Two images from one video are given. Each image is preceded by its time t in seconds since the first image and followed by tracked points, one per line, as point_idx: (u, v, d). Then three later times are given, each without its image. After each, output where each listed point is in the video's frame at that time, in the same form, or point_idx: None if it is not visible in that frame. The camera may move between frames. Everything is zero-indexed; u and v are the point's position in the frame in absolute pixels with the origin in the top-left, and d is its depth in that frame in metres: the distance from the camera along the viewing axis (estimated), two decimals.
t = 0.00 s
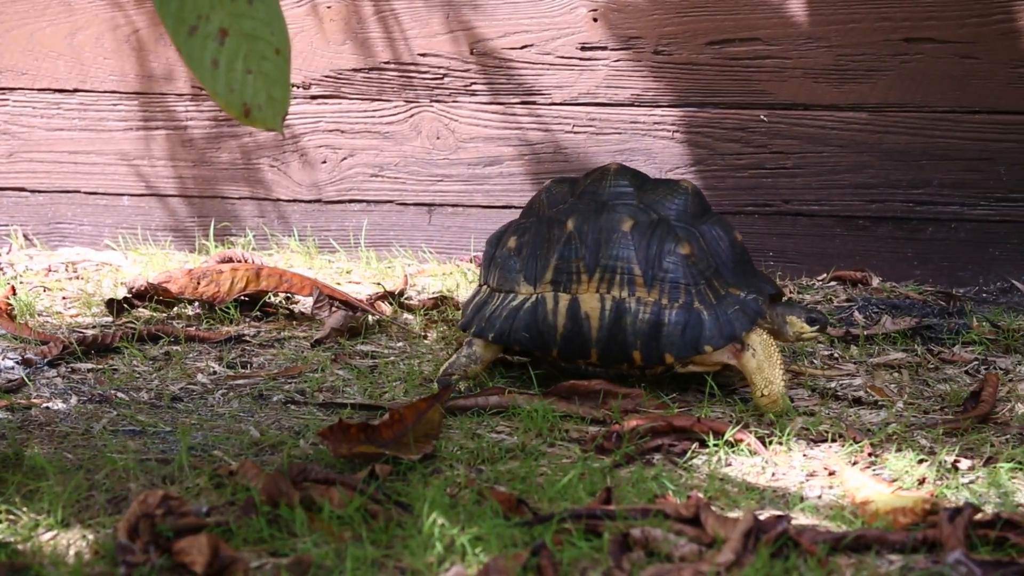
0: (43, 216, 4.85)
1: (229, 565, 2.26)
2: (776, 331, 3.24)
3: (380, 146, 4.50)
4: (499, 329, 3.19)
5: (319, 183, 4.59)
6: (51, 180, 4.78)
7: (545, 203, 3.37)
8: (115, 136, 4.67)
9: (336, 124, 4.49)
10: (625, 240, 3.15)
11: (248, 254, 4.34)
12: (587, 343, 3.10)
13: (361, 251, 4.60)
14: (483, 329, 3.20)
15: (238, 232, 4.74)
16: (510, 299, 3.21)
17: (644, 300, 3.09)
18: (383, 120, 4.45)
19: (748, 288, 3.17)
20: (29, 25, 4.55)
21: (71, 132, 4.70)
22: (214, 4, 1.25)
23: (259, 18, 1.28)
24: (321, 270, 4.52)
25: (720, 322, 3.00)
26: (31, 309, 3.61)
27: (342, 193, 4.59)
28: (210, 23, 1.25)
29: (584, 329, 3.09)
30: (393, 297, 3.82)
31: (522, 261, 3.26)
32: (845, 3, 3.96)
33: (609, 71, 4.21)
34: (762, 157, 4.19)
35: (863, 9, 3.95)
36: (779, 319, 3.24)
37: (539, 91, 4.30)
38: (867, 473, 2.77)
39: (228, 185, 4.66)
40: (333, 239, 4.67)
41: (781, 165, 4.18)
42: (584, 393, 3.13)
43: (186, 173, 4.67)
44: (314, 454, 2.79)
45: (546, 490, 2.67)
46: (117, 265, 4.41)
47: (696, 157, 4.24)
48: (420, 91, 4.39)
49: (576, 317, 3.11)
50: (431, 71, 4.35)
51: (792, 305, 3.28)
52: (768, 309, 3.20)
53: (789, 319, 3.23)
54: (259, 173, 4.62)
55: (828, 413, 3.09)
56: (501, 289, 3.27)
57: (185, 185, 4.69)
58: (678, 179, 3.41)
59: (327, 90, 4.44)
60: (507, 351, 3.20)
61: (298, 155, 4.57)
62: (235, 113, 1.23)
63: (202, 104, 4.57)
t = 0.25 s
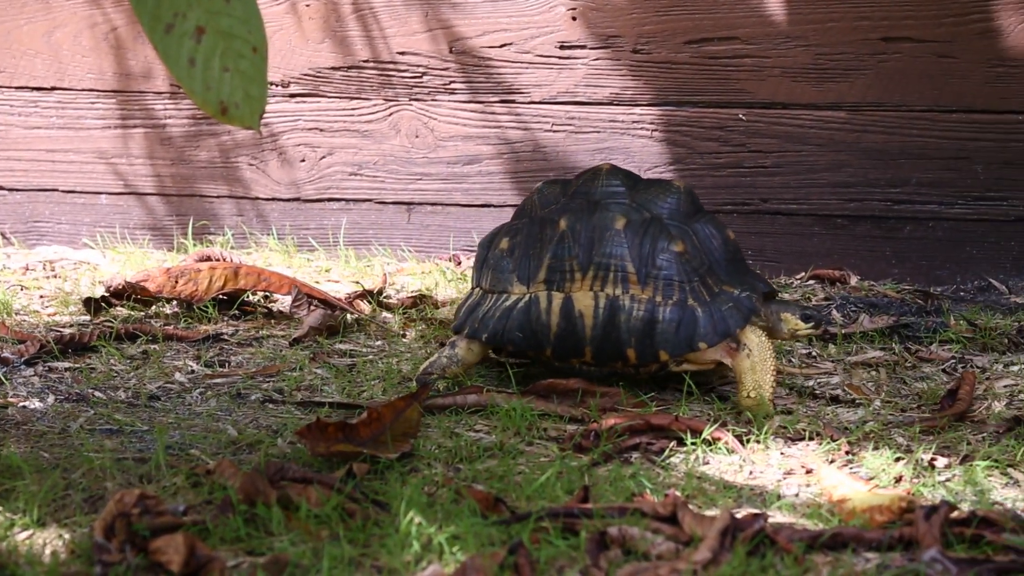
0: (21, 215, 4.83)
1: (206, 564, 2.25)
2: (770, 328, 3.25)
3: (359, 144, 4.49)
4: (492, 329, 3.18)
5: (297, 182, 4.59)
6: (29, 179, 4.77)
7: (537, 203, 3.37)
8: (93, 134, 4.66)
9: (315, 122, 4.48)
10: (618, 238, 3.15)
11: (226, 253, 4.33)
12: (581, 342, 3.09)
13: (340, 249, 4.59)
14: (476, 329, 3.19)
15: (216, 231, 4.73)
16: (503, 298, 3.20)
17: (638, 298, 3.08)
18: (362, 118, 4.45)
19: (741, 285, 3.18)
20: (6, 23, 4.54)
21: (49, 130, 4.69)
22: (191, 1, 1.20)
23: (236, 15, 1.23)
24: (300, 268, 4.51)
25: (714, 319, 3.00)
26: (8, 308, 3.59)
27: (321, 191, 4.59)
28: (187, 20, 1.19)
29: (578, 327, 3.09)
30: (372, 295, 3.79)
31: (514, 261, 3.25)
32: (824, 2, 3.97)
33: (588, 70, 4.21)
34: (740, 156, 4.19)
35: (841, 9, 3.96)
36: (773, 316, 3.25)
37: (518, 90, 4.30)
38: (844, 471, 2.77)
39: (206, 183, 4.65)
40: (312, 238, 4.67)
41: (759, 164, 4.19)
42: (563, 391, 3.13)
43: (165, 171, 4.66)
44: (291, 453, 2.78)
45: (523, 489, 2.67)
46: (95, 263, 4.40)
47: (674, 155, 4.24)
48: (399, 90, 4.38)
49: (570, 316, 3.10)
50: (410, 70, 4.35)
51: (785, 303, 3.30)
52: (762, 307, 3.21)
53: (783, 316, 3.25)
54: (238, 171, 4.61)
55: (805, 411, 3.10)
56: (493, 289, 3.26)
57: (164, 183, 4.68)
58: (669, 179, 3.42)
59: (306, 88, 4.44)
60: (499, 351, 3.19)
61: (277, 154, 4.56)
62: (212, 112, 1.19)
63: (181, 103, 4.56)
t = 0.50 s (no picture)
0: None
1: (184, 563, 2.24)
2: (764, 327, 3.29)
3: (339, 143, 4.48)
4: (485, 328, 3.16)
5: (278, 180, 4.58)
6: (8, 176, 4.75)
7: (530, 203, 3.38)
8: (73, 132, 4.65)
9: (295, 120, 4.48)
10: (612, 236, 3.15)
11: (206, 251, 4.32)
12: (575, 340, 3.08)
13: (320, 248, 4.58)
14: (469, 328, 3.17)
15: (197, 229, 4.71)
16: (496, 298, 3.19)
17: (632, 296, 3.08)
18: (343, 117, 4.44)
19: (734, 283, 3.19)
20: None
21: (28, 128, 4.67)
22: None
23: (215, 14, 1.23)
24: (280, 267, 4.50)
25: (708, 316, 3.00)
26: None
27: (301, 190, 4.58)
28: (167, 18, 1.20)
29: (572, 325, 3.07)
30: (352, 294, 3.77)
31: (508, 260, 3.24)
32: (803, 2, 3.98)
33: (569, 68, 4.21)
34: (721, 155, 4.20)
35: (821, 8, 3.97)
36: (767, 315, 3.29)
37: (499, 89, 4.30)
38: (822, 469, 2.77)
39: (186, 181, 4.64)
40: (292, 236, 4.65)
41: (740, 163, 4.19)
42: (543, 390, 3.13)
43: (145, 169, 4.65)
44: (271, 451, 2.78)
45: (503, 488, 2.67)
46: (74, 262, 4.39)
47: (655, 154, 4.24)
48: (379, 88, 4.38)
49: (564, 314, 3.09)
50: (391, 68, 4.35)
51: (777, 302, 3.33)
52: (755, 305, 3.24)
53: (777, 315, 3.30)
54: (218, 170, 4.60)
55: (785, 410, 3.11)
56: (487, 288, 3.24)
57: (144, 181, 4.67)
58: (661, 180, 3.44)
59: (287, 87, 4.43)
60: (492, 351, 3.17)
61: (257, 152, 4.56)
62: (191, 109, 1.19)
63: (161, 101, 4.55)
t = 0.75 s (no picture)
0: None
1: (161, 562, 2.25)
2: (752, 325, 3.23)
3: (318, 142, 4.48)
4: (473, 328, 3.17)
5: (257, 179, 4.57)
6: None
7: (518, 202, 3.36)
8: (51, 130, 4.64)
9: (274, 119, 4.47)
10: (599, 235, 3.14)
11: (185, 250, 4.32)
12: (563, 340, 3.08)
13: (300, 247, 4.58)
14: (457, 328, 3.17)
15: (176, 228, 4.71)
16: (484, 297, 3.19)
17: (619, 295, 3.07)
18: (322, 115, 4.44)
19: (722, 281, 3.17)
20: None
21: (6, 126, 4.66)
22: None
23: (192, 11, 1.21)
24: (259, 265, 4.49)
25: (695, 315, 2.99)
26: None
27: (281, 188, 4.57)
28: (143, 17, 1.18)
29: (560, 325, 3.07)
30: (331, 293, 3.77)
31: (496, 259, 3.24)
32: (782, 1, 3.98)
33: (548, 67, 4.21)
34: (700, 154, 4.20)
35: (800, 8, 3.97)
36: (755, 313, 3.25)
37: (478, 88, 4.30)
38: (800, 468, 2.78)
39: (165, 180, 4.63)
40: (272, 235, 4.65)
41: (719, 162, 4.20)
42: (522, 389, 3.14)
43: (123, 168, 4.65)
44: (249, 450, 2.77)
45: (481, 486, 2.67)
46: (52, 260, 4.38)
47: (634, 153, 4.24)
48: (359, 87, 4.37)
49: (552, 314, 3.09)
50: (370, 67, 4.34)
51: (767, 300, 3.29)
52: (743, 303, 3.21)
53: (766, 313, 3.24)
54: (197, 168, 4.60)
55: (763, 409, 3.11)
56: (475, 288, 3.25)
57: (122, 180, 4.67)
58: (649, 177, 3.42)
59: (266, 85, 4.43)
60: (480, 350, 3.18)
61: (236, 151, 4.55)
62: (168, 109, 1.18)
63: (140, 100, 4.54)
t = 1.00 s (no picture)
0: None
1: (142, 564, 2.24)
2: (745, 323, 3.18)
3: (300, 143, 4.47)
4: (466, 328, 3.16)
5: (238, 180, 4.56)
6: None
7: (510, 202, 3.36)
8: (31, 133, 4.62)
9: (256, 121, 4.46)
10: (591, 235, 3.14)
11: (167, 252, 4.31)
12: (555, 339, 3.07)
13: (282, 248, 4.57)
14: (450, 328, 3.17)
15: (157, 230, 4.69)
16: (477, 298, 3.19)
17: (611, 294, 3.07)
18: (303, 117, 4.43)
19: (714, 280, 3.16)
20: None
21: None
22: (126, 1, 1.30)
23: (173, 14, 1.33)
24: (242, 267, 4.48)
25: (687, 314, 2.98)
26: None
27: (263, 190, 4.56)
28: (123, 19, 1.30)
29: (552, 325, 3.06)
30: (314, 294, 3.76)
31: (488, 259, 3.25)
32: (762, 2, 3.98)
33: (529, 68, 4.21)
34: (682, 154, 4.20)
35: (780, 8, 3.97)
36: (749, 311, 3.19)
37: (459, 89, 4.29)
38: (782, 468, 2.78)
39: (147, 182, 4.62)
40: (254, 237, 4.64)
41: (700, 162, 4.20)
42: (504, 389, 3.14)
43: (105, 170, 4.63)
44: (231, 452, 2.77)
45: (463, 487, 2.67)
46: (33, 262, 4.37)
47: (616, 154, 4.24)
48: (340, 88, 4.36)
49: (544, 314, 3.08)
50: (351, 68, 4.33)
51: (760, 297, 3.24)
52: (736, 301, 3.17)
53: (759, 310, 3.18)
54: (178, 170, 4.58)
55: (745, 409, 3.12)
56: (468, 288, 3.25)
57: (103, 182, 4.65)
58: (641, 176, 3.41)
59: (247, 87, 4.42)
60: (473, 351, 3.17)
61: (218, 152, 4.54)
62: (149, 110, 1.31)
63: (121, 101, 4.53)
